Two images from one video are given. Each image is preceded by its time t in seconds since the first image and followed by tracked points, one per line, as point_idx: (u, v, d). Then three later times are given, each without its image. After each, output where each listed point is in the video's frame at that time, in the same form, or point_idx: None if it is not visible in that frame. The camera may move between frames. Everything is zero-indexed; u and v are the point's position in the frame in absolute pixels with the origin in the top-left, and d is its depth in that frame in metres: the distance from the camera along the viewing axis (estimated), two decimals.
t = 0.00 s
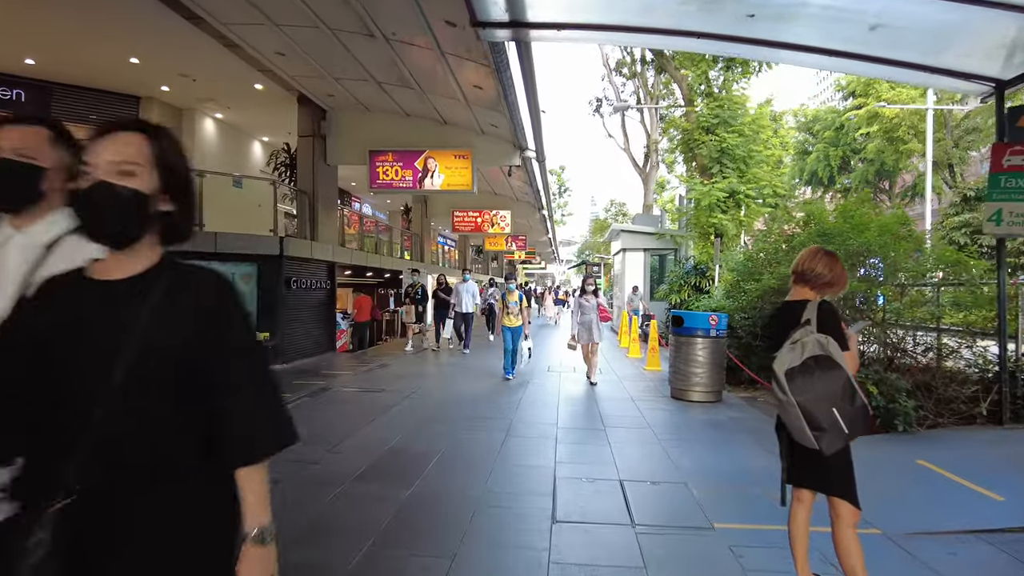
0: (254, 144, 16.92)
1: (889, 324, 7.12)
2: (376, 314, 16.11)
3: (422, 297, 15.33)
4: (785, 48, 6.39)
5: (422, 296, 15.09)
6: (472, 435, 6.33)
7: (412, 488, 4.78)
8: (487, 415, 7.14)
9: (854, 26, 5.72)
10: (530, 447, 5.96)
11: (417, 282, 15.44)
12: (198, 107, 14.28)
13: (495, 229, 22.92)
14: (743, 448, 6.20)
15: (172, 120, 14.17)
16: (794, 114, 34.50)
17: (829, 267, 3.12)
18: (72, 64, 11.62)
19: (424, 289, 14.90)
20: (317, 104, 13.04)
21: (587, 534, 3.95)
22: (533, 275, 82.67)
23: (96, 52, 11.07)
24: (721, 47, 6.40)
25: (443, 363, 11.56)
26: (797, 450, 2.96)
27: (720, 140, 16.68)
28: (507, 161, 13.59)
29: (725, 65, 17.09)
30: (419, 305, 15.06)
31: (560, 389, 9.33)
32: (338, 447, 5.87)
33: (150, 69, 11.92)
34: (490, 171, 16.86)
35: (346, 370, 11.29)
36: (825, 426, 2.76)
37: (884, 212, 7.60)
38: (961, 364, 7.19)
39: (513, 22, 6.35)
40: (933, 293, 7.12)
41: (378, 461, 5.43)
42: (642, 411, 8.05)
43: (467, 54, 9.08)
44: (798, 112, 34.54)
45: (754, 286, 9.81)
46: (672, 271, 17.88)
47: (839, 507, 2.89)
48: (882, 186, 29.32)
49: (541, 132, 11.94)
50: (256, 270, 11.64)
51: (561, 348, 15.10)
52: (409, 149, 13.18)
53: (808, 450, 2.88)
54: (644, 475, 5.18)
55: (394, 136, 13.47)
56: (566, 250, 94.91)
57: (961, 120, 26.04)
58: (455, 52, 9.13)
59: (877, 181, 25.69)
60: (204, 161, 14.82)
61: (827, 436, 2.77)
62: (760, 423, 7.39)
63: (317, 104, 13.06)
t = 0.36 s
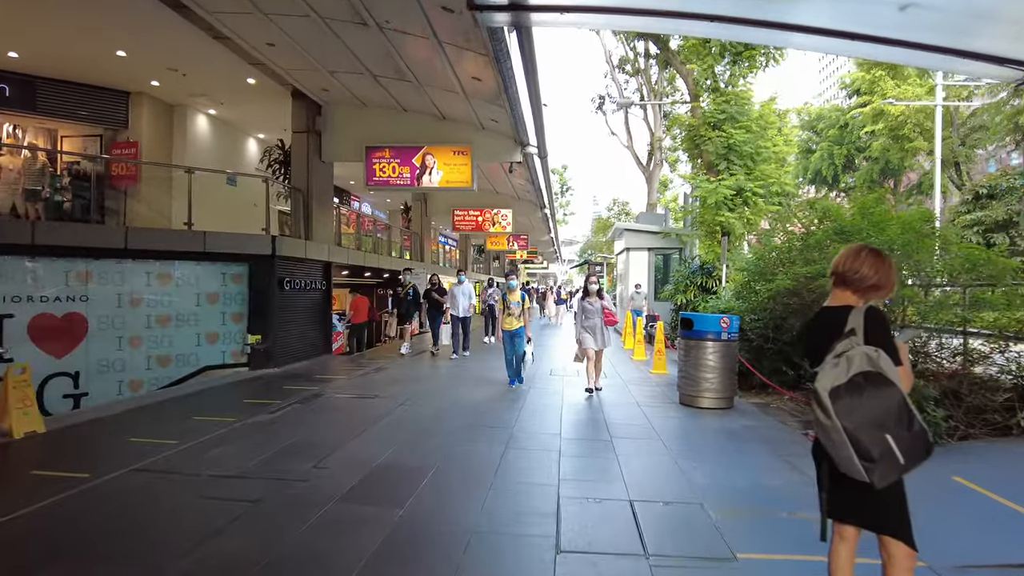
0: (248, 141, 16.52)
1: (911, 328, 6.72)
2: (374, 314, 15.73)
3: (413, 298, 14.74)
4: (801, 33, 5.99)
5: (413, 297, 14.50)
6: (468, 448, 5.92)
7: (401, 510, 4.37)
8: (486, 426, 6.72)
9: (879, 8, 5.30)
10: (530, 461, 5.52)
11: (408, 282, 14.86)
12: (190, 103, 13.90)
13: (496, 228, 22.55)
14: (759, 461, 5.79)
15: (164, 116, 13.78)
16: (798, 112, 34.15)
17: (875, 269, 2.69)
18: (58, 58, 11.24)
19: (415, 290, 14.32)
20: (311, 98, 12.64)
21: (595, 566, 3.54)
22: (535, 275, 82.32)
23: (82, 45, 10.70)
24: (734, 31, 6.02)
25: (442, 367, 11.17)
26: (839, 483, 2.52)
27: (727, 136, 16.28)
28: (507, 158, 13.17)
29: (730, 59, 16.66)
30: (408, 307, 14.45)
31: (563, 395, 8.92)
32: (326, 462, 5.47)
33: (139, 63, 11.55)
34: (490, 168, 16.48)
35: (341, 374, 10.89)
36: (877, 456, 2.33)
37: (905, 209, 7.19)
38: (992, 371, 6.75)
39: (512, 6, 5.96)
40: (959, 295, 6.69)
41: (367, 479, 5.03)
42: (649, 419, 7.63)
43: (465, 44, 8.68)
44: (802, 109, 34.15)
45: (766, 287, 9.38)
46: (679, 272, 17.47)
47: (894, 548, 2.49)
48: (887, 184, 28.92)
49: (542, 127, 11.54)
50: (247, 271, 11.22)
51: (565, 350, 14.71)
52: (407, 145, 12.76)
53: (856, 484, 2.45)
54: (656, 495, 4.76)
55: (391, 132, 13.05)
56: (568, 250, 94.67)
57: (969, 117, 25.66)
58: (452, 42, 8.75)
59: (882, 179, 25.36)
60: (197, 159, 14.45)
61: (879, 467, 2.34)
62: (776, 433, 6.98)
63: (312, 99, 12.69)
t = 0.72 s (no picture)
0: (245, 137, 16.15)
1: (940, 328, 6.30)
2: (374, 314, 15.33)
3: (406, 297, 14.06)
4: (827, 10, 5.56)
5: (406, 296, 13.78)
6: (467, 457, 5.51)
7: (393, 532, 3.96)
8: (487, 433, 6.31)
9: None
10: (535, 474, 5.11)
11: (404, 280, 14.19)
12: (185, 97, 13.52)
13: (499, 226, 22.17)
14: (782, 473, 5.37)
15: (157, 110, 13.41)
16: (804, 110, 33.75)
17: (947, 258, 2.27)
18: (46, 48, 10.85)
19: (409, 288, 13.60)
20: (307, 90, 12.25)
21: None
22: (537, 275, 81.97)
23: (70, 34, 10.32)
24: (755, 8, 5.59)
25: (443, 369, 10.76)
26: (907, 515, 2.10)
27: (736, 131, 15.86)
28: (511, 152, 12.73)
29: (739, 52, 16.22)
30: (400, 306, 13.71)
31: (569, 398, 8.50)
32: (314, 473, 5.06)
33: (129, 53, 11.15)
34: (493, 164, 16.07)
35: (338, 376, 10.50)
36: (962, 488, 1.91)
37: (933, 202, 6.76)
38: None
39: None
40: (992, 293, 6.25)
41: (358, 492, 4.62)
42: (660, 426, 7.21)
43: (466, 29, 8.28)
44: (808, 107, 33.75)
45: (782, 285, 8.95)
46: (686, 270, 17.04)
47: None
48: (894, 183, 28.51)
49: (546, 120, 11.13)
50: (240, 269, 10.85)
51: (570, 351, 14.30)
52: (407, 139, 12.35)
53: (931, 521, 2.03)
54: (675, 514, 4.35)
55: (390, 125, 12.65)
56: (571, 249, 94.30)
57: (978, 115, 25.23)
58: (453, 28, 8.34)
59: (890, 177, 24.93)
60: (192, 154, 14.07)
61: (965, 501, 1.92)
62: (796, 441, 6.56)
63: (308, 91, 12.30)
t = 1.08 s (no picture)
0: (240, 133, 15.75)
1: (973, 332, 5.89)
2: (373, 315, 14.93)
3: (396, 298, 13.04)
4: None
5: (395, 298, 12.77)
6: (466, 472, 5.10)
7: (383, 559, 3.56)
8: (488, 444, 5.90)
9: None
10: (541, 491, 4.71)
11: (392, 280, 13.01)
12: (177, 91, 13.13)
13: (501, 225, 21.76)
14: (807, 490, 4.95)
15: (149, 104, 13.02)
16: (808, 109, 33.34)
17: None
18: (32, 39, 10.46)
19: (399, 290, 12.60)
20: (303, 84, 11.85)
21: None
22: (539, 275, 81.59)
23: (55, 24, 9.92)
24: None
25: (442, 373, 10.35)
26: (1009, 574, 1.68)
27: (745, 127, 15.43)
28: (513, 148, 12.33)
29: (747, 46, 15.78)
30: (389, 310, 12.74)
31: (573, 404, 8.08)
32: (298, 489, 4.66)
33: (118, 45, 10.76)
34: (494, 161, 15.66)
35: (333, 380, 10.10)
36: None
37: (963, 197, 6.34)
38: None
39: None
40: None
41: (345, 513, 4.21)
42: (671, 435, 6.79)
43: (466, 16, 7.87)
44: (813, 106, 33.33)
45: (797, 285, 8.52)
46: (692, 270, 16.60)
47: None
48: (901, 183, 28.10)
49: (549, 113, 10.72)
50: (231, 268, 10.45)
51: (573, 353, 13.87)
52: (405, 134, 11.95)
53: None
54: (695, 540, 3.94)
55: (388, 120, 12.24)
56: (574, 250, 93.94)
57: (986, 113, 24.79)
58: (453, 15, 7.92)
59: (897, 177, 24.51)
60: (186, 150, 13.67)
61: None
62: (818, 452, 6.14)
63: (303, 85, 11.90)
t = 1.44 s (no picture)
0: (234, 130, 15.36)
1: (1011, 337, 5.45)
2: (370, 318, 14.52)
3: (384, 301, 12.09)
4: None
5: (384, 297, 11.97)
6: (462, 490, 4.69)
7: None
8: (488, 458, 5.49)
9: None
10: (545, 513, 4.29)
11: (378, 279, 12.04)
12: (169, 86, 12.75)
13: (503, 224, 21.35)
14: (834, 512, 4.53)
15: (140, 100, 12.63)
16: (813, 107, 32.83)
17: None
18: (15, 31, 10.08)
19: (387, 289, 11.79)
20: (297, 76, 11.45)
21: None
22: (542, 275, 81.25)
23: (37, 15, 9.52)
24: None
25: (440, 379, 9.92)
26: None
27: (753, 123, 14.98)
28: (514, 143, 11.91)
29: (755, 40, 15.34)
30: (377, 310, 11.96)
31: (578, 411, 7.66)
32: (277, 512, 4.23)
33: (104, 38, 10.37)
34: (495, 157, 15.23)
35: (326, 385, 9.69)
36: None
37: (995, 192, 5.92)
38: None
39: None
40: None
41: (327, 541, 3.79)
42: (683, 446, 6.36)
43: (465, 2, 7.43)
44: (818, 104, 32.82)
45: (813, 286, 8.12)
46: (699, 271, 16.15)
47: None
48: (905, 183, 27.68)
49: (552, 107, 10.30)
50: (220, 269, 10.05)
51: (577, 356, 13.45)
52: (402, 129, 11.53)
53: None
54: (716, 574, 3.53)
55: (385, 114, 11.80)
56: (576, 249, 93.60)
57: (995, 112, 24.25)
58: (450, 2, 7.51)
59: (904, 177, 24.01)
60: (177, 147, 13.27)
61: None
62: (843, 467, 5.70)
63: (297, 79, 11.52)
